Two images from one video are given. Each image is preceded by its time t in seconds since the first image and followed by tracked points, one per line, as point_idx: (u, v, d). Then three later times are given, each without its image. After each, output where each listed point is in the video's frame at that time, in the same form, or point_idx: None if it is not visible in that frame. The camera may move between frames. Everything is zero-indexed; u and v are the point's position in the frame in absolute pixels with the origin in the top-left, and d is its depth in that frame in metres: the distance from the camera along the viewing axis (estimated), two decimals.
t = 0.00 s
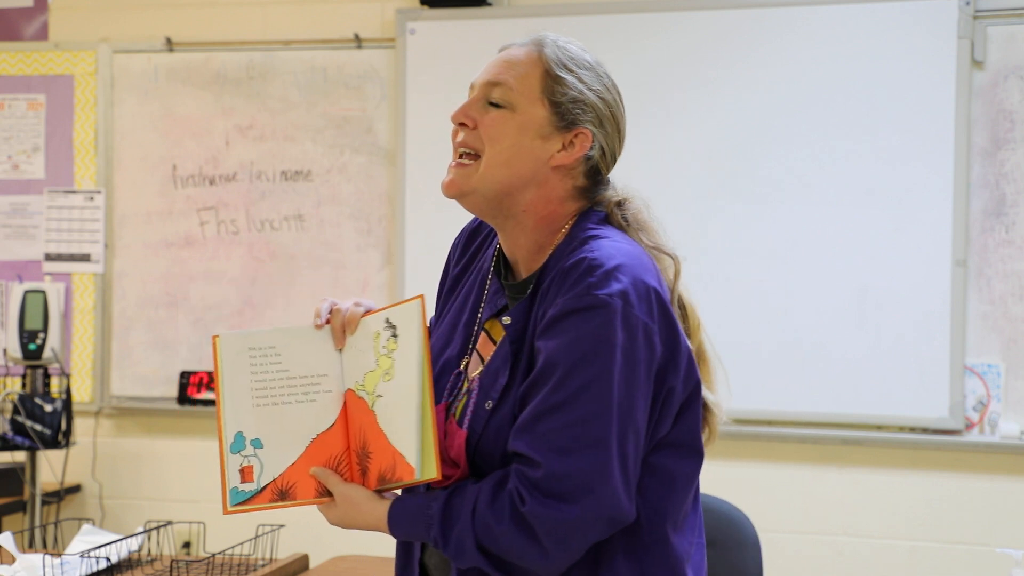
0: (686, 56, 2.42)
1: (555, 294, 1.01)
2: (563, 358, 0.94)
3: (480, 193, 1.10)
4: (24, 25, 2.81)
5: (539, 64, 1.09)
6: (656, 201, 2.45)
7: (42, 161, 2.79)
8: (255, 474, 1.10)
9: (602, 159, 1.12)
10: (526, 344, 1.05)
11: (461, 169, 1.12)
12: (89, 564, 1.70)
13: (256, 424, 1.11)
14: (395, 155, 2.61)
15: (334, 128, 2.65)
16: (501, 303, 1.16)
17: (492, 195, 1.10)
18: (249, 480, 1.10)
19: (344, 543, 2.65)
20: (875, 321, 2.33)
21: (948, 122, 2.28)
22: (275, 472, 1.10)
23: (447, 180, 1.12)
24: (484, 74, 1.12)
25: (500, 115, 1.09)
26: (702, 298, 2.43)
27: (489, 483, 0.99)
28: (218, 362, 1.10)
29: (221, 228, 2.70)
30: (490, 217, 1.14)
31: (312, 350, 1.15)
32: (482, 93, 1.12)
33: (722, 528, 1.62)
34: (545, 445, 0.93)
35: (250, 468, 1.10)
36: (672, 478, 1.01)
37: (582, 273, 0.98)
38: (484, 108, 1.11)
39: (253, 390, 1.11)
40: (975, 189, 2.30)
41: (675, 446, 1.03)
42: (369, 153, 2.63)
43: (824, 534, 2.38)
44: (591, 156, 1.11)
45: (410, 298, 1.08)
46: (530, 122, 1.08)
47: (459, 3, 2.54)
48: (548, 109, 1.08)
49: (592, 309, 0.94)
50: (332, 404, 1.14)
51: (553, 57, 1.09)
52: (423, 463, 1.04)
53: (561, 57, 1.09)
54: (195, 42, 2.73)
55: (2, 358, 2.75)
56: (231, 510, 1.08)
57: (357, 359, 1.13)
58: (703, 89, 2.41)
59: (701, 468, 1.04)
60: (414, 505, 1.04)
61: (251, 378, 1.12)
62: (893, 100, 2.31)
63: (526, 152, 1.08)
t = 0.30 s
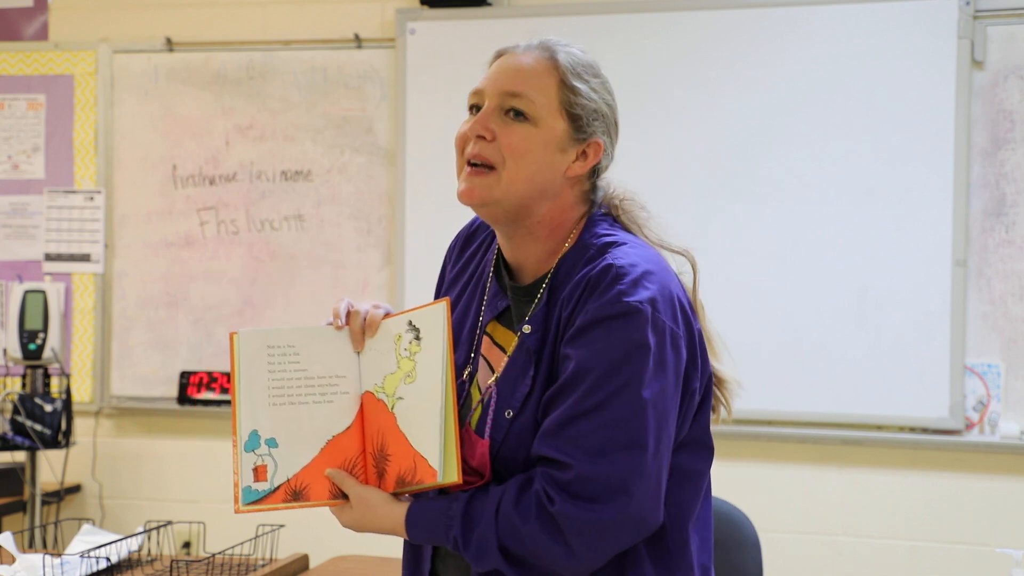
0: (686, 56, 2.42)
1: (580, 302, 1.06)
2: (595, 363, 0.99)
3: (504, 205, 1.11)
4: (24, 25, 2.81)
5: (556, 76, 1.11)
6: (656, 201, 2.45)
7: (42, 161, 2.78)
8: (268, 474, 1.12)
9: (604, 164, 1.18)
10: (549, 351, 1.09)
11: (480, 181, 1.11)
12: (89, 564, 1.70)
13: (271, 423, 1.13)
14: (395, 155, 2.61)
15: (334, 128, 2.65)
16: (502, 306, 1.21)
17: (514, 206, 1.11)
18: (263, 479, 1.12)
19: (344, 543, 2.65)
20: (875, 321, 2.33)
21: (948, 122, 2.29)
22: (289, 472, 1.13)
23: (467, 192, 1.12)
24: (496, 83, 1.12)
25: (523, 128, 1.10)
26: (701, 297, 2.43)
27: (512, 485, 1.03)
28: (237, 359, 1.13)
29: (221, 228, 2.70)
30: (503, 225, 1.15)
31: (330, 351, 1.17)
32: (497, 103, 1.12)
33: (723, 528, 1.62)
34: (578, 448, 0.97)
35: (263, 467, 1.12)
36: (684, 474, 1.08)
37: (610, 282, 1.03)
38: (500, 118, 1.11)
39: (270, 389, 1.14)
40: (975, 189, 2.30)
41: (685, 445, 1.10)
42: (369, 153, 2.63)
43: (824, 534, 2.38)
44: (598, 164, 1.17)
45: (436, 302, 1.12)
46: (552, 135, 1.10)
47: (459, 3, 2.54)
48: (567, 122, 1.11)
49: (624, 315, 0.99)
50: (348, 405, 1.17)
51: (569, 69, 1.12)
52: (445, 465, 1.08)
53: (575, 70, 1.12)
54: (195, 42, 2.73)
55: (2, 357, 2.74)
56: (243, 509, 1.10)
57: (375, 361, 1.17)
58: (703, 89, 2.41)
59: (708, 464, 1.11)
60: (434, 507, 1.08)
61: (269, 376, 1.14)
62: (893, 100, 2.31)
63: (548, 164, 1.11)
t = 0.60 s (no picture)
0: (686, 56, 2.42)
1: (585, 308, 1.06)
2: (604, 368, 0.99)
3: (517, 239, 1.10)
4: (24, 25, 2.81)
5: (548, 101, 1.09)
6: (657, 201, 2.45)
7: (42, 161, 2.78)
8: (276, 485, 1.13)
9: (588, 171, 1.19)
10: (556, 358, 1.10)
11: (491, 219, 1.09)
12: (89, 564, 1.70)
13: (279, 434, 1.14)
14: (395, 155, 2.61)
15: (334, 128, 2.65)
16: (500, 314, 1.22)
17: (526, 237, 1.11)
18: (270, 491, 1.12)
19: (344, 543, 2.65)
20: (875, 321, 2.33)
21: (948, 122, 2.29)
22: (297, 484, 1.13)
23: (479, 232, 1.10)
24: (491, 114, 1.08)
25: (529, 162, 1.08)
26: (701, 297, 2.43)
27: (529, 492, 1.04)
28: (245, 368, 1.13)
29: (221, 228, 2.70)
30: (509, 252, 1.15)
31: (340, 362, 1.17)
32: (496, 139, 1.08)
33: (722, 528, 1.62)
34: (591, 453, 0.98)
35: (271, 479, 1.13)
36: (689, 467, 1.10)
37: (615, 286, 1.03)
38: (502, 151, 1.08)
39: (278, 399, 1.14)
40: (975, 189, 2.30)
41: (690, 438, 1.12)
42: (369, 153, 2.63)
43: (824, 534, 2.38)
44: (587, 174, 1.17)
45: (452, 317, 1.11)
46: (556, 162, 1.09)
47: (459, 3, 2.54)
48: (565, 145, 1.10)
49: (630, 319, 0.99)
50: (358, 418, 1.17)
51: (558, 92, 1.10)
52: (461, 484, 1.08)
53: (563, 90, 1.10)
54: (195, 42, 2.72)
55: (2, 358, 2.74)
56: (249, 521, 1.11)
57: (387, 374, 1.16)
58: (703, 89, 2.41)
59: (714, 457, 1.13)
60: (448, 522, 1.08)
61: (277, 386, 1.14)
62: (893, 100, 2.32)
63: (554, 191, 1.11)
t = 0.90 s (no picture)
0: (686, 56, 2.42)
1: (604, 311, 1.06)
2: (623, 371, 0.99)
3: (507, 249, 1.10)
4: (24, 25, 2.81)
5: (502, 108, 1.08)
6: (657, 201, 2.45)
7: (42, 161, 2.78)
8: (285, 481, 1.13)
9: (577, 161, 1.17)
10: (573, 361, 1.10)
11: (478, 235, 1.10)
12: (89, 564, 1.70)
13: (290, 430, 1.14)
14: (394, 155, 2.61)
15: (334, 128, 2.65)
16: (514, 316, 1.23)
17: (518, 245, 1.11)
18: (279, 487, 1.13)
19: (344, 543, 2.65)
20: (875, 320, 2.33)
21: (948, 122, 2.28)
22: (307, 481, 1.14)
23: (470, 250, 1.11)
24: (454, 135, 1.09)
25: (496, 173, 1.07)
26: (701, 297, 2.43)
27: (546, 492, 1.04)
28: (257, 363, 1.13)
29: (221, 228, 2.70)
30: (511, 260, 1.15)
31: (353, 358, 1.17)
32: (460, 159, 1.09)
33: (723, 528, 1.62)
34: (610, 455, 0.98)
35: (280, 475, 1.13)
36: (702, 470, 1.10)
37: (634, 290, 1.04)
38: (472, 168, 1.08)
39: (289, 394, 1.14)
40: (975, 189, 2.30)
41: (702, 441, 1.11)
42: (369, 153, 2.63)
43: (824, 534, 2.38)
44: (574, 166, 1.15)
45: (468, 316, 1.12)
46: (526, 166, 1.08)
47: (459, 3, 2.54)
48: (533, 145, 1.08)
49: (651, 323, 1.00)
50: (369, 415, 1.17)
51: (511, 95, 1.08)
52: (477, 484, 1.08)
53: (517, 92, 1.08)
54: (195, 42, 2.73)
55: (2, 358, 2.74)
56: (258, 517, 1.12)
57: (399, 372, 1.16)
58: (703, 89, 2.41)
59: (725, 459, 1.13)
60: (461, 523, 1.08)
61: (289, 382, 1.15)
62: (893, 100, 2.32)
63: (535, 193, 1.09)
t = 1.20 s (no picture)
0: (686, 56, 2.42)
1: (619, 303, 1.06)
2: (640, 362, 1.00)
3: (540, 247, 1.11)
4: (24, 25, 2.81)
5: (537, 106, 1.08)
6: (657, 201, 2.45)
7: (42, 161, 2.78)
8: (296, 479, 1.12)
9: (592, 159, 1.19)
10: (587, 353, 1.10)
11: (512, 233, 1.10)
12: (89, 564, 1.70)
13: (300, 427, 1.14)
14: (394, 155, 2.61)
15: (334, 128, 2.65)
16: (526, 312, 1.22)
17: (549, 242, 1.11)
18: (290, 485, 1.12)
19: (344, 543, 2.65)
20: (875, 320, 2.33)
21: (948, 122, 2.29)
22: (317, 479, 1.13)
23: (503, 248, 1.11)
24: (490, 131, 1.08)
25: (534, 171, 1.08)
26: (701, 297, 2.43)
27: (562, 482, 1.05)
28: (267, 360, 1.13)
29: (221, 228, 2.70)
30: (535, 258, 1.15)
31: (362, 356, 1.17)
32: (497, 156, 1.08)
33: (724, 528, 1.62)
34: (627, 446, 0.99)
35: (291, 473, 1.13)
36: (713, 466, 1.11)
37: (649, 282, 1.04)
38: (507, 165, 1.08)
39: (300, 392, 1.14)
40: (975, 189, 2.30)
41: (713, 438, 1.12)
42: (369, 153, 2.63)
43: (824, 534, 2.38)
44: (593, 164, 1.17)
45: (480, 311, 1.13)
46: (560, 163, 1.09)
47: (460, 3, 2.54)
48: (565, 143, 1.09)
49: (667, 314, 1.00)
50: (379, 413, 1.16)
51: (544, 93, 1.08)
52: (492, 477, 1.08)
53: (549, 90, 1.09)
54: (195, 42, 2.72)
55: (2, 357, 2.74)
56: (268, 515, 1.11)
57: (409, 368, 1.17)
58: (703, 89, 2.41)
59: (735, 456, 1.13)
60: (477, 516, 1.08)
61: (299, 379, 1.14)
62: (892, 100, 2.32)
63: (566, 190, 1.10)
